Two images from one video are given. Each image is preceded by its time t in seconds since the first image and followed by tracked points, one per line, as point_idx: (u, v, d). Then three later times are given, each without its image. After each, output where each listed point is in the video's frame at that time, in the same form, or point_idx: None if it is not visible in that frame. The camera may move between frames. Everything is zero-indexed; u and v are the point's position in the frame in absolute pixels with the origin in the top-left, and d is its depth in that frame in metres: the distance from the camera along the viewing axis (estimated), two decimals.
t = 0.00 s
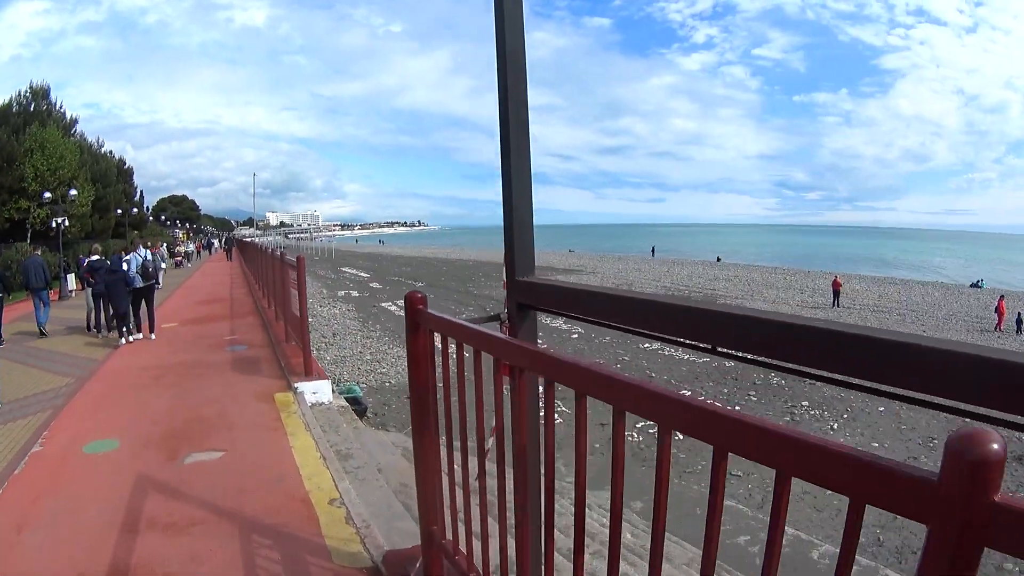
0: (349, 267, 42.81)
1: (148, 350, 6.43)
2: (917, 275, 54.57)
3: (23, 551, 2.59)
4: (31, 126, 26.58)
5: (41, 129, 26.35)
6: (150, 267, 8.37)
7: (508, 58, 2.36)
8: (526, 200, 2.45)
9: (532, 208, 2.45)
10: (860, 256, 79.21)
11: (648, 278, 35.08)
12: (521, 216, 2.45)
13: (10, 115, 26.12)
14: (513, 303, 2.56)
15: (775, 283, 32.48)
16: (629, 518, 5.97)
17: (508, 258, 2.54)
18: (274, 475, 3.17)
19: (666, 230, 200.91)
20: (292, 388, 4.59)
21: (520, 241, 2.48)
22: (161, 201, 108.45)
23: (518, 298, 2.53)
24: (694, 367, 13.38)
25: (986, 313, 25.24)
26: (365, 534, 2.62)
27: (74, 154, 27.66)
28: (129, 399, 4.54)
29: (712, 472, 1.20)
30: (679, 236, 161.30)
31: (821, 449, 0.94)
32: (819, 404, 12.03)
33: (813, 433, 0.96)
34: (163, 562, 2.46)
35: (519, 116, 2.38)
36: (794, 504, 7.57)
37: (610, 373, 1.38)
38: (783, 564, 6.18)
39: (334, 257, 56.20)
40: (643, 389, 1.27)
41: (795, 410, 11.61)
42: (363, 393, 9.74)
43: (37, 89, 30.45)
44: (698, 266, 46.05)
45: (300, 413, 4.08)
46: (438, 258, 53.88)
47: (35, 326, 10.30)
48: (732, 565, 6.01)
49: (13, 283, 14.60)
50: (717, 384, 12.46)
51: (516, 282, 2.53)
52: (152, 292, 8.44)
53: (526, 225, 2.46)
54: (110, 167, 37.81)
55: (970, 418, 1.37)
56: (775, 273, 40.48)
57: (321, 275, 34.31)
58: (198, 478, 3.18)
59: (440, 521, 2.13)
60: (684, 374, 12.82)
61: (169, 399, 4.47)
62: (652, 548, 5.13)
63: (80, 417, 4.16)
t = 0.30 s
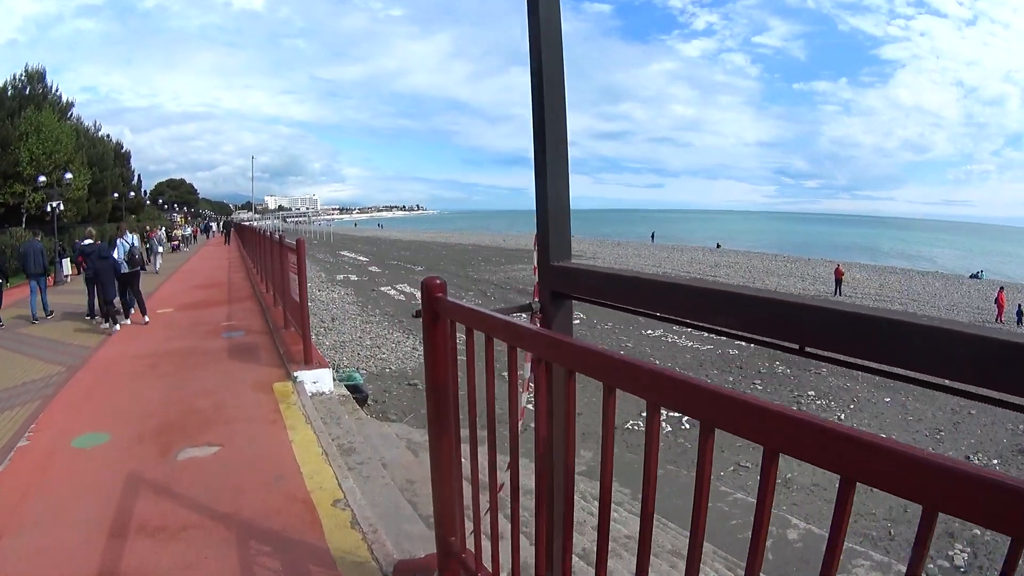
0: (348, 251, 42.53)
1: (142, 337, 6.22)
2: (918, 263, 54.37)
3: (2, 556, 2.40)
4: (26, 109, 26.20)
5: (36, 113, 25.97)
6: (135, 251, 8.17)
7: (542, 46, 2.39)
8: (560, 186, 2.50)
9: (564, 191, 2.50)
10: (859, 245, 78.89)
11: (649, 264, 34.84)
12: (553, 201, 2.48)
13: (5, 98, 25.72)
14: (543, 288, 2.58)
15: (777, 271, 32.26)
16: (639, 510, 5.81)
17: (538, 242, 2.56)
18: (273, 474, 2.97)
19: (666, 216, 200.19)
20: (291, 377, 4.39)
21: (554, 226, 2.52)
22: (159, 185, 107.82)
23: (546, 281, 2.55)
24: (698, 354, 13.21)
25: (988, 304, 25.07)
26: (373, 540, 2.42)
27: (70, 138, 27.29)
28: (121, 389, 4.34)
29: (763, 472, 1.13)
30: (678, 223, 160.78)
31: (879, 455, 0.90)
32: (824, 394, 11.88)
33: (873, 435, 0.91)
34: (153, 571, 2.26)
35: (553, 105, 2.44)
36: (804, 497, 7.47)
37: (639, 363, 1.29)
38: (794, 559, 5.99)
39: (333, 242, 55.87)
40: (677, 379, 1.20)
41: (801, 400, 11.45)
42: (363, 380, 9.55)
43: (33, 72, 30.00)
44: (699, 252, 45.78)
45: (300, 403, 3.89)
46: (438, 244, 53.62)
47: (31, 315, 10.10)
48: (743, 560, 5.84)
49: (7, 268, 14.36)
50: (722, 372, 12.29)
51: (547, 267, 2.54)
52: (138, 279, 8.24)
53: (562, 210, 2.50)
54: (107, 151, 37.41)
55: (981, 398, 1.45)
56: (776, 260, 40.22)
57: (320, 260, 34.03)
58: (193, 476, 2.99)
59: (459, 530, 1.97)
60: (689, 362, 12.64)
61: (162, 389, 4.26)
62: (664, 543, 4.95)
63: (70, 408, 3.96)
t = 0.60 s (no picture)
0: (350, 246, 42.28)
1: (139, 335, 6.02)
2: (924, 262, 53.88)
3: None
4: (23, 102, 25.99)
5: (33, 105, 25.76)
6: (127, 248, 8.16)
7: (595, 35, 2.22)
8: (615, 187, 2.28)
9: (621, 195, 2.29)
10: (863, 242, 78.37)
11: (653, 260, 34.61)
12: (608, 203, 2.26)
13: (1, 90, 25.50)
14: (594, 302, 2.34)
15: (783, 269, 31.95)
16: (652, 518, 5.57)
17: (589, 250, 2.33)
18: (276, 490, 2.77)
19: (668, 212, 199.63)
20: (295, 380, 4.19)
21: (607, 231, 2.28)
22: (160, 179, 107.68)
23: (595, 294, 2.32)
24: (707, 353, 12.99)
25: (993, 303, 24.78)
26: (387, 569, 2.22)
27: (68, 130, 27.09)
28: (117, 391, 4.15)
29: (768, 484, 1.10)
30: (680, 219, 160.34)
31: (910, 483, 0.85)
32: (835, 395, 11.64)
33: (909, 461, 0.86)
34: None
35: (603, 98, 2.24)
36: (819, 503, 7.24)
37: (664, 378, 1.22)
38: (813, 569, 5.73)
39: (335, 236, 55.61)
40: (700, 396, 1.14)
41: (812, 401, 11.22)
42: (367, 379, 9.33)
43: (31, 64, 29.81)
44: (702, 249, 45.49)
45: (304, 410, 3.69)
46: (439, 239, 53.33)
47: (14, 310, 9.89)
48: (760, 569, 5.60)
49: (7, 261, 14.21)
50: (732, 372, 12.06)
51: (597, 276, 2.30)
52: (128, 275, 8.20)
53: (615, 208, 2.27)
54: (107, 144, 37.21)
55: (1019, 413, 1.37)
56: (779, 257, 39.95)
57: (322, 254, 33.83)
58: (189, 492, 2.79)
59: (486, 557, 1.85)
60: (698, 361, 12.41)
61: (158, 393, 4.07)
62: (683, 554, 4.72)
63: (61, 413, 3.76)
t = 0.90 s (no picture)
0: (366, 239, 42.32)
1: (153, 331, 5.94)
2: (947, 264, 52.72)
3: None
4: (39, 93, 26.26)
5: (50, 96, 26.03)
6: (126, 239, 8.05)
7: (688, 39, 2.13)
8: (706, 199, 2.19)
9: (712, 208, 2.20)
10: (884, 242, 77.07)
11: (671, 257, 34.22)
12: (700, 214, 2.17)
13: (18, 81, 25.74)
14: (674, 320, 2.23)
15: (801, 269, 31.37)
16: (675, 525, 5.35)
17: (673, 267, 2.24)
18: (295, 507, 2.64)
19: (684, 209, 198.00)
20: (313, 382, 4.06)
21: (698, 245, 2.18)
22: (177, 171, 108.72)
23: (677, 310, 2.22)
24: (729, 354, 12.74)
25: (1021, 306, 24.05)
26: None
27: (85, 122, 27.40)
28: (127, 392, 4.05)
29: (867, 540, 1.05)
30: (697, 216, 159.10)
31: (936, 497, 0.88)
32: (858, 399, 11.32)
33: (936, 478, 0.88)
34: None
35: (700, 106, 2.15)
36: (844, 512, 7.05)
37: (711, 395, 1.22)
38: None
39: (351, 229, 55.67)
40: (735, 409, 1.16)
41: (836, 404, 10.92)
42: (385, 377, 9.19)
43: (46, 53, 30.02)
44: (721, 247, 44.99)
45: (325, 415, 3.57)
46: (455, 232, 53.22)
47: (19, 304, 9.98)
48: None
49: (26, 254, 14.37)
50: (754, 373, 11.82)
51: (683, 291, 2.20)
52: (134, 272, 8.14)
53: (704, 217, 2.17)
54: (124, 137, 37.56)
55: None
56: (799, 256, 39.29)
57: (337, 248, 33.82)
58: (201, 507, 2.65)
59: None
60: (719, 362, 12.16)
61: (170, 394, 3.96)
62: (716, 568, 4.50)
63: (68, 417, 3.67)
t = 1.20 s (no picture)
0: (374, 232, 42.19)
1: (157, 325, 5.81)
2: (961, 265, 51.94)
3: None
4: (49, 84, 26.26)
5: (59, 87, 26.03)
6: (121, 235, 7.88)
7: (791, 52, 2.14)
8: (807, 213, 2.19)
9: (814, 222, 2.20)
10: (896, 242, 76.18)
11: (682, 254, 33.86)
12: (801, 227, 2.17)
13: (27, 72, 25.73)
14: (762, 332, 2.23)
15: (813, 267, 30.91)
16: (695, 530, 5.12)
17: (769, 279, 2.24)
18: (307, 523, 2.51)
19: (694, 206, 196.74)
20: (322, 382, 3.92)
21: (798, 258, 2.17)
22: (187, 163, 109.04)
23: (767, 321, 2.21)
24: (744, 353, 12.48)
25: None
26: None
27: (94, 114, 27.39)
28: (129, 390, 3.92)
29: None
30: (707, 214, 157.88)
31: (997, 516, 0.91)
32: (875, 402, 11.01)
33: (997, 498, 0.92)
34: None
35: (801, 121, 2.16)
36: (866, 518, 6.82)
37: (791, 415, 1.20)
38: None
39: (359, 222, 55.55)
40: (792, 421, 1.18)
41: (853, 407, 10.61)
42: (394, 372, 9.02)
43: (57, 45, 29.98)
44: (732, 244, 44.51)
45: (336, 418, 3.42)
46: (464, 226, 52.96)
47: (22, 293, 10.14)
48: None
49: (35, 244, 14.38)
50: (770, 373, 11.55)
51: (779, 301, 2.19)
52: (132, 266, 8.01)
53: (805, 233, 2.18)
54: (133, 129, 37.57)
55: None
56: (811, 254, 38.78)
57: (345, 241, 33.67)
58: (205, 521, 2.52)
59: None
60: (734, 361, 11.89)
61: (173, 392, 3.83)
62: None
63: (68, 415, 3.54)
